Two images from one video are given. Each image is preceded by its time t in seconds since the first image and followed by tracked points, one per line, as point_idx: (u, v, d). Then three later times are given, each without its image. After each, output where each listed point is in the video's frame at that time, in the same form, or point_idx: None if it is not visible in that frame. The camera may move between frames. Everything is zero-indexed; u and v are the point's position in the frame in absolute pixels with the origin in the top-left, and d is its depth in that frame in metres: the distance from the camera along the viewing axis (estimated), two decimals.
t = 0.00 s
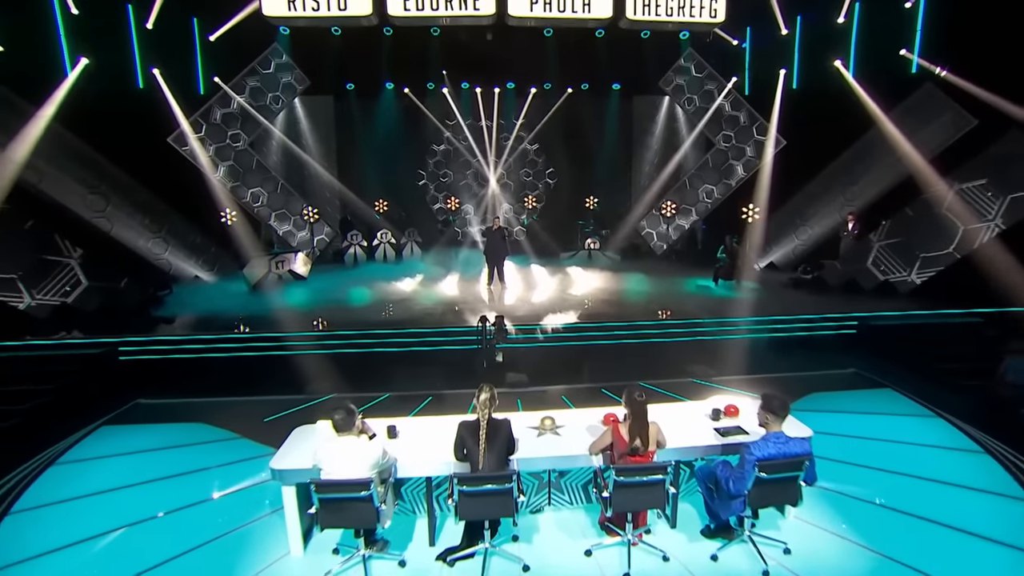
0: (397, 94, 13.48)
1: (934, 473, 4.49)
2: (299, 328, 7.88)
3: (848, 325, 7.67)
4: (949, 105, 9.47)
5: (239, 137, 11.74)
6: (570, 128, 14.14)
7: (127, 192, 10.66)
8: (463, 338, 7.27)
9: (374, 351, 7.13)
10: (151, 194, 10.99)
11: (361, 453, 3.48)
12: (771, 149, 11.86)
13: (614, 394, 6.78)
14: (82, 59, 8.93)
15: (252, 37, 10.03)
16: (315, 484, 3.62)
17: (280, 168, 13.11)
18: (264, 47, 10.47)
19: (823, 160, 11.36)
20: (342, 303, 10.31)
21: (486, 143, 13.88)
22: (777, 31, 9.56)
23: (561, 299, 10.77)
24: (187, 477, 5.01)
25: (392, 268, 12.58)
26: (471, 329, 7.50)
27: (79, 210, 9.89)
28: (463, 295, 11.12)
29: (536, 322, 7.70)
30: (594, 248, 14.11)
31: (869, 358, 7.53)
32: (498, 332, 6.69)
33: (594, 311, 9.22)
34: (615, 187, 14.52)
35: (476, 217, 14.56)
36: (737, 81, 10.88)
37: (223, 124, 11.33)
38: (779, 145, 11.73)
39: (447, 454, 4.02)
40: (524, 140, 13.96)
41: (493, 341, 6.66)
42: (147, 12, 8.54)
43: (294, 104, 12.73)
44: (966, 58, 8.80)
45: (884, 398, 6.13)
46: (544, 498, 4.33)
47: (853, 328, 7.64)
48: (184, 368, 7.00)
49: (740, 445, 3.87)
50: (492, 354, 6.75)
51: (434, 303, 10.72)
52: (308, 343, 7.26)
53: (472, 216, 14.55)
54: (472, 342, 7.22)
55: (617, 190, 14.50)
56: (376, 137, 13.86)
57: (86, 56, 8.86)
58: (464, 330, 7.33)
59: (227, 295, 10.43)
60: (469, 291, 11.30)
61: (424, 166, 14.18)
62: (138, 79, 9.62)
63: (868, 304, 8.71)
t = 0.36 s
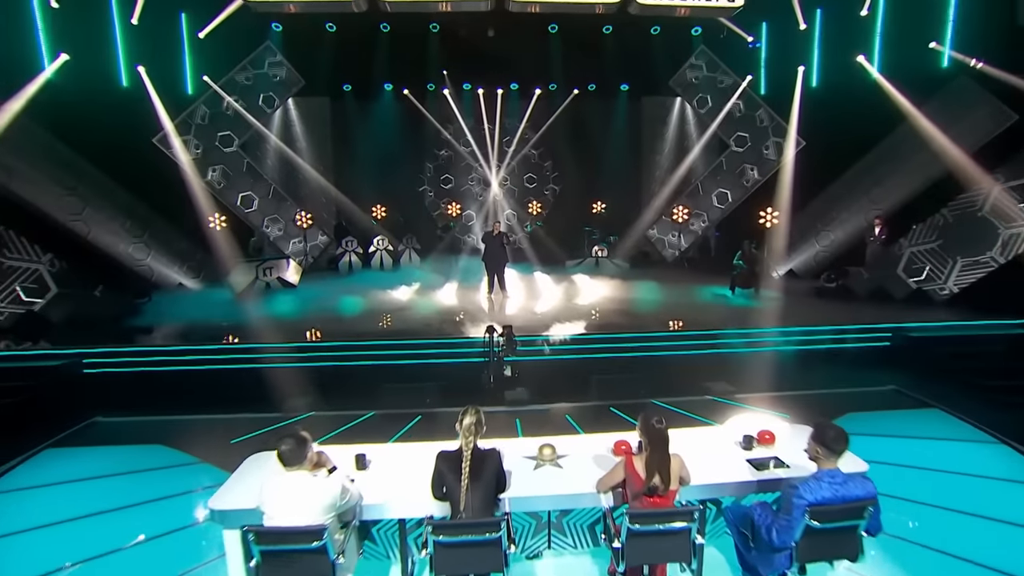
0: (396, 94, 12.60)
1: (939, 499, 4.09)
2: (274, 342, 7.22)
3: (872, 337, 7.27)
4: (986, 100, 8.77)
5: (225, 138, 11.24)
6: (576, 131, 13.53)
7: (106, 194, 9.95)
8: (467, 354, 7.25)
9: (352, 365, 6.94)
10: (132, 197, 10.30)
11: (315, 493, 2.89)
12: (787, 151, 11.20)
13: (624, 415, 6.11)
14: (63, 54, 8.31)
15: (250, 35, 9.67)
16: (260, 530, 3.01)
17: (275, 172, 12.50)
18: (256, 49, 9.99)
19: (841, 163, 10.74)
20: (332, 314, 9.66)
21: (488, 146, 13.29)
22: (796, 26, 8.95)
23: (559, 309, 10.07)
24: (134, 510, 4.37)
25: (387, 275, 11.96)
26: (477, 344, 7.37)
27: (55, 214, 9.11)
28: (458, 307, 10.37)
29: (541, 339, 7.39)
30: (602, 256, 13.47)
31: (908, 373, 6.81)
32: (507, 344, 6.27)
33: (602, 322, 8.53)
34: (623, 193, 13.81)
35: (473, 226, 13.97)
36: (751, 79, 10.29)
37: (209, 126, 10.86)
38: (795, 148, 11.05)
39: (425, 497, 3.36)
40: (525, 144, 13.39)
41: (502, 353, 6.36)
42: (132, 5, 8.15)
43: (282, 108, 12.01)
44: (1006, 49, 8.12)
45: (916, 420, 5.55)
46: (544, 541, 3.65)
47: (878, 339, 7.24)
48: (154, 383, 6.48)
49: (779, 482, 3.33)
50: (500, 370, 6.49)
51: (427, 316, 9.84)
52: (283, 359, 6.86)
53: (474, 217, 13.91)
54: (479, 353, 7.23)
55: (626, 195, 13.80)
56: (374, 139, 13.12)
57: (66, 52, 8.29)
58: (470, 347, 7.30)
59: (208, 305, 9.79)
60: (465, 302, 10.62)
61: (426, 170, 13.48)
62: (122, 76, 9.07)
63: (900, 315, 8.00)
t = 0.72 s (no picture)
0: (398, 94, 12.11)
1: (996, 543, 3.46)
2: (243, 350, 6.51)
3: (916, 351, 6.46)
4: None
5: (216, 137, 10.61)
6: (586, 131, 12.84)
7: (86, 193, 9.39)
8: (473, 368, 6.41)
9: (333, 379, 6.22)
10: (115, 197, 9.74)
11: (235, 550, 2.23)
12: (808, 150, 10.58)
13: (634, 437, 5.42)
14: (42, 45, 7.73)
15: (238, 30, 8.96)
16: None
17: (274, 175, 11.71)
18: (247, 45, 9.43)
19: (868, 164, 10.06)
20: (321, 323, 8.95)
21: (493, 146, 12.65)
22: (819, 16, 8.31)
23: (566, 319, 9.33)
24: (56, 548, 3.71)
25: (383, 280, 11.35)
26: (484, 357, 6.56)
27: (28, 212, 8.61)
28: (457, 317, 9.58)
29: (555, 351, 6.54)
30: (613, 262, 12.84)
31: (959, 393, 6.02)
32: (517, 355, 5.46)
33: (612, 332, 7.80)
34: (636, 197, 13.01)
35: (474, 236, 13.35)
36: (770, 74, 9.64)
37: (197, 124, 10.26)
38: (817, 147, 10.42)
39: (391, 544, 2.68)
40: (530, 146, 12.69)
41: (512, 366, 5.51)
42: None
43: (276, 103, 11.22)
44: None
45: (969, 447, 4.85)
46: None
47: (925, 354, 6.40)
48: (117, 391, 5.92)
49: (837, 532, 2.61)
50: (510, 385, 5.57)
51: (424, 326, 9.08)
52: (252, 371, 6.17)
53: (478, 221, 13.21)
54: (487, 367, 6.42)
55: (639, 198, 13.00)
56: (373, 139, 12.48)
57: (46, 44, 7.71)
58: (476, 361, 6.48)
59: (191, 310, 9.14)
60: (461, 310, 9.94)
61: (429, 172, 12.83)
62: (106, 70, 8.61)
63: (944, 325, 7.22)
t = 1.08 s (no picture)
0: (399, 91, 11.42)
1: None
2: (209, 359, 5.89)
3: (973, 368, 5.72)
4: None
5: (206, 136, 10.10)
6: (597, 133, 12.20)
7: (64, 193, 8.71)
8: (483, 385, 5.75)
9: (309, 394, 5.56)
10: (94, 198, 9.03)
11: None
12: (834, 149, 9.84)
13: (652, 462, 4.69)
14: (19, 37, 7.03)
15: (226, 22, 8.36)
16: None
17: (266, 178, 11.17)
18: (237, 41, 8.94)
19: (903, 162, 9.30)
20: (309, 331, 8.31)
21: (498, 148, 12.01)
22: (851, 3, 7.60)
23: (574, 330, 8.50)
24: None
25: (380, 286, 10.73)
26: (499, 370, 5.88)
27: None
28: (457, 326, 8.93)
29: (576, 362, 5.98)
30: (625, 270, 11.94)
31: None
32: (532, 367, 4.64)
33: (624, 343, 7.08)
34: (649, 200, 12.31)
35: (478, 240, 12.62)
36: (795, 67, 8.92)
37: (186, 122, 9.78)
38: (844, 146, 9.68)
39: None
40: (536, 146, 12.08)
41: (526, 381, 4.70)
42: None
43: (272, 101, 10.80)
44: None
45: None
46: None
47: (982, 371, 5.69)
48: (64, 410, 5.21)
49: None
50: (523, 403, 4.77)
51: (421, 338, 8.21)
52: (217, 384, 5.52)
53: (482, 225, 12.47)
54: (500, 381, 5.77)
55: (653, 202, 12.29)
56: (371, 139, 11.90)
57: (23, 35, 7.02)
58: (487, 375, 5.83)
59: (170, 316, 8.50)
60: (460, 319, 9.28)
61: (431, 176, 12.26)
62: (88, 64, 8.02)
63: (997, 335, 6.46)
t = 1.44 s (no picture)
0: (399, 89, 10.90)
1: None
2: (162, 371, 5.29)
3: None
4: None
5: (195, 131, 9.44)
6: (609, 132, 11.55)
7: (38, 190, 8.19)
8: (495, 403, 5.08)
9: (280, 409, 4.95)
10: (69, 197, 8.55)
11: None
12: (863, 145, 9.13)
13: (674, 495, 4.00)
14: None
15: (214, 13, 7.88)
16: None
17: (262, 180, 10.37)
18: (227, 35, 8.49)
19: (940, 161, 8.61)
20: (297, 344, 7.57)
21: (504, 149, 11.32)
22: None
23: (587, 343, 7.65)
24: None
25: (377, 293, 10.13)
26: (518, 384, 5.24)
27: None
28: (455, 338, 8.17)
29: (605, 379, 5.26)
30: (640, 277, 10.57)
31: None
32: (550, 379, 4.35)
33: (638, 356, 6.36)
34: (663, 203, 11.67)
35: (482, 240, 11.77)
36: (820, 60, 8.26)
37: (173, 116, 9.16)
38: (880, 143, 8.98)
39: None
40: (543, 147, 11.41)
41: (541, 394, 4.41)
42: None
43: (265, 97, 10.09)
44: None
45: None
46: None
47: None
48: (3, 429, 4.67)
49: None
50: (539, 421, 4.47)
51: (419, 351, 7.44)
52: (169, 398, 4.95)
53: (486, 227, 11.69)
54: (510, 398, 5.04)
55: (668, 205, 11.61)
56: (371, 139, 11.30)
57: None
58: (499, 392, 5.16)
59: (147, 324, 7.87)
60: (459, 329, 8.59)
61: (433, 178, 11.61)
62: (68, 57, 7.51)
63: None
